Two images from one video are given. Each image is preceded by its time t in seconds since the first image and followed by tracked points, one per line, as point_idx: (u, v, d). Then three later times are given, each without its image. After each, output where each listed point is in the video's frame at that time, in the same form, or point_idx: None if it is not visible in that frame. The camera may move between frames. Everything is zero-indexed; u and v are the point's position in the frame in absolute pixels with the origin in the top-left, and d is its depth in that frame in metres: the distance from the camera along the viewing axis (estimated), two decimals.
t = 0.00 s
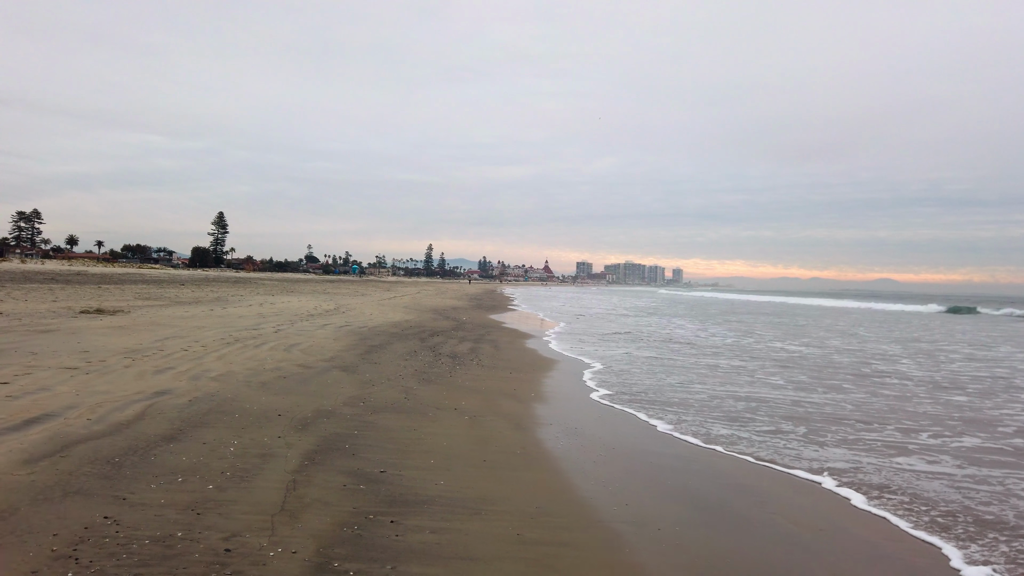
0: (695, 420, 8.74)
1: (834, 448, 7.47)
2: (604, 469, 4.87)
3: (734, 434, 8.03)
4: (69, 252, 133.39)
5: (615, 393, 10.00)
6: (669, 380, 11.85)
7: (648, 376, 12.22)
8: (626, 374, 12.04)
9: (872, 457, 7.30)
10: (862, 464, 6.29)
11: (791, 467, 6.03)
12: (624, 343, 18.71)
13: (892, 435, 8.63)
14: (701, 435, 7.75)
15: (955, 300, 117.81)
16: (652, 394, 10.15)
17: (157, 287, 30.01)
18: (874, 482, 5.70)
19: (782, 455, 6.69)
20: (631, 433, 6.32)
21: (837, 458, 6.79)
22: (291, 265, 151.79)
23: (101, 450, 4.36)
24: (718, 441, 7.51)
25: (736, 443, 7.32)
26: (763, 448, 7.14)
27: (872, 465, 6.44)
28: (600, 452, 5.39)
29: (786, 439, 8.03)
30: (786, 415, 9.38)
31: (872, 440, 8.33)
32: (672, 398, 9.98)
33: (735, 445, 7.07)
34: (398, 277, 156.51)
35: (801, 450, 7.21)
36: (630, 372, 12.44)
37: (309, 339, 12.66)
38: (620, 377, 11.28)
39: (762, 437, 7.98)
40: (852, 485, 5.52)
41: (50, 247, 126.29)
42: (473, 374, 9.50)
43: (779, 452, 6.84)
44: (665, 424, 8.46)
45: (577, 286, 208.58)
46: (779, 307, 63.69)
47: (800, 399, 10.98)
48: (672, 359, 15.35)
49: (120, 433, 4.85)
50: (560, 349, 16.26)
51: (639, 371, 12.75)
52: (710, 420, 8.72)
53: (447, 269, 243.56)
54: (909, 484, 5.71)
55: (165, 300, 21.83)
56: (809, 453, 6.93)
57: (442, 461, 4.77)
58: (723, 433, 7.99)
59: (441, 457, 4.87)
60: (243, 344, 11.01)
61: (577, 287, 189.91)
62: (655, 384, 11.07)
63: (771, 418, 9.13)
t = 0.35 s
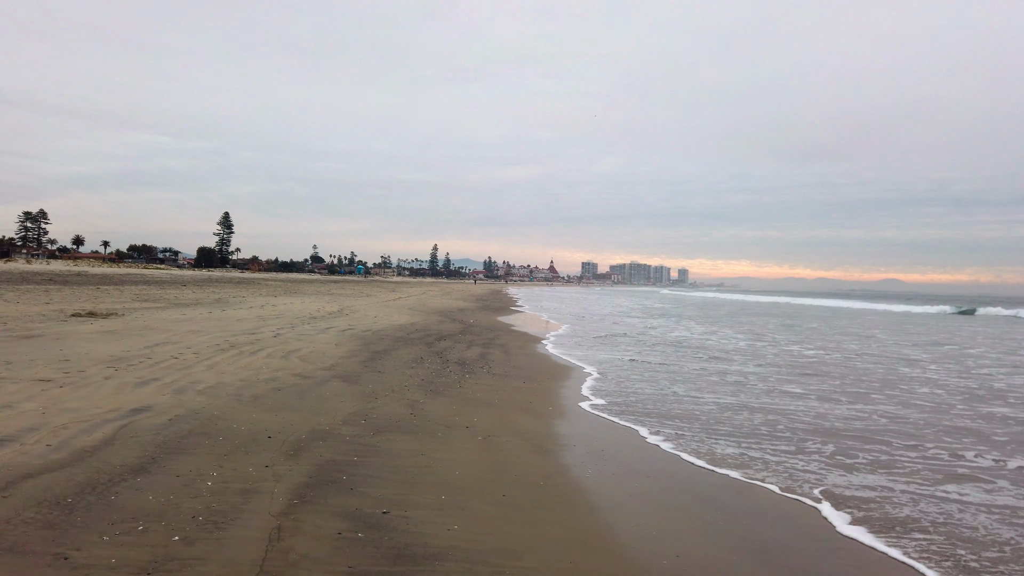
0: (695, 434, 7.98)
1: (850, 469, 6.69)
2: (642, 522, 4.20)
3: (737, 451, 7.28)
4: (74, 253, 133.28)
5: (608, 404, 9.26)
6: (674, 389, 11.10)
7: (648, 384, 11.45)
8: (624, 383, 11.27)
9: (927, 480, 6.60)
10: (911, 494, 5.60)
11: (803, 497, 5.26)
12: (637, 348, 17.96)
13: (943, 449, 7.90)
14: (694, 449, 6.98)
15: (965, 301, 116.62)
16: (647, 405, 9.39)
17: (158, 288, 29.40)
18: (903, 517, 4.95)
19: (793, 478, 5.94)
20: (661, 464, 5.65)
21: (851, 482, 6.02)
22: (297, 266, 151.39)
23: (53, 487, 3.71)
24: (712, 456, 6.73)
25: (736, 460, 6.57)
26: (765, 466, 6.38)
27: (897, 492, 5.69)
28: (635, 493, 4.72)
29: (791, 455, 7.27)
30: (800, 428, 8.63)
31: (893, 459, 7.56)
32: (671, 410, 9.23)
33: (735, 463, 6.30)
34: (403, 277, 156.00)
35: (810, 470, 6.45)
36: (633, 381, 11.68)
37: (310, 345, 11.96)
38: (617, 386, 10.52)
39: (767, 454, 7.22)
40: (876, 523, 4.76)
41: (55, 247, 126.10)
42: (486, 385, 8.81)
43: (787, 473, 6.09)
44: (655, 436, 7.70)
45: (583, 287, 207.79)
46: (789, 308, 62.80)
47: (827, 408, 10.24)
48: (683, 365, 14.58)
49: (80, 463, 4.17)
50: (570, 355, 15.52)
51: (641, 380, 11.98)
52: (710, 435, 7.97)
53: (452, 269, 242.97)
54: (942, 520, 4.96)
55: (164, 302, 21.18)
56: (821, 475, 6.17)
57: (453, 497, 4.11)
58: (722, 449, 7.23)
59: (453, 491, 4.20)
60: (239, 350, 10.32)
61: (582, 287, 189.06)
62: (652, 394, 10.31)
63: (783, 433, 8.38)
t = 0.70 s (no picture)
0: (710, 448, 7.23)
1: (896, 491, 5.96)
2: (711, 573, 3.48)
3: (767, 468, 6.55)
4: (81, 253, 133.20)
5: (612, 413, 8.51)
6: (695, 398, 10.38)
7: (657, 393, 10.70)
8: (630, 391, 10.52)
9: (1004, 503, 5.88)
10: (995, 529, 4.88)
11: (849, 532, 4.51)
12: (653, 352, 17.25)
13: (1010, 463, 7.17)
14: (709, 466, 6.22)
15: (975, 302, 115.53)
16: (654, 415, 8.64)
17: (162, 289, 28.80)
18: (969, 558, 4.21)
19: (830, 508, 5.17)
20: (701, 490, 4.94)
21: (896, 511, 5.27)
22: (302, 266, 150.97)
23: None
24: (731, 474, 5.96)
25: (759, 481, 5.81)
26: (795, 491, 5.61)
27: (958, 527, 4.95)
28: (691, 533, 4.02)
29: (820, 471, 6.49)
30: (842, 439, 7.91)
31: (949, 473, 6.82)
32: (681, 421, 8.46)
33: (762, 487, 5.55)
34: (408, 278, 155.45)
35: (847, 495, 5.68)
36: (648, 389, 10.96)
37: (314, 349, 11.28)
38: (621, 394, 9.75)
39: (790, 472, 6.43)
40: (936, 565, 4.04)
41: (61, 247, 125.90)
42: (505, 395, 8.13)
43: (835, 501, 5.36)
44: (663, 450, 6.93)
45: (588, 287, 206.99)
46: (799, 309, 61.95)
47: (869, 412, 9.52)
48: (702, 371, 13.87)
49: (38, 501, 3.49)
50: (582, 360, 14.81)
51: (650, 388, 11.23)
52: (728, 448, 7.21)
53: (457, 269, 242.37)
54: (1015, 562, 4.22)
55: (166, 303, 20.60)
56: (861, 503, 5.41)
57: (484, 543, 3.43)
58: (740, 464, 6.45)
59: (484, 535, 3.52)
60: (239, 356, 9.65)
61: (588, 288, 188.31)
62: (658, 403, 9.54)
63: (831, 445, 7.66)
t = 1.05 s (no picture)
0: (736, 464, 6.45)
1: (976, 520, 5.18)
2: None
3: (826, 489, 5.81)
4: (87, 253, 132.92)
5: (624, 423, 7.72)
6: (723, 408, 9.64)
7: (688, 402, 9.98)
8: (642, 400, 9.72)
9: None
10: None
11: None
12: (672, 356, 16.52)
13: None
14: (742, 492, 5.43)
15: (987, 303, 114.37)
16: (670, 426, 7.85)
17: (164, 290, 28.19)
18: None
19: (891, 550, 4.41)
20: (754, 534, 4.19)
21: (969, 554, 4.47)
22: (307, 267, 150.60)
23: None
24: (769, 504, 5.18)
25: (804, 515, 5.03)
26: (848, 526, 4.85)
27: None
28: None
29: (870, 497, 5.72)
30: (901, 453, 7.15)
31: None
32: (701, 433, 7.68)
33: (809, 524, 4.76)
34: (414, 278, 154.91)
35: (908, 530, 4.90)
36: (670, 399, 10.22)
37: (320, 355, 10.61)
38: (633, 403, 8.95)
39: (840, 496, 5.67)
40: None
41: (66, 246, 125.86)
42: (529, 409, 7.43)
43: (903, 542, 4.62)
44: (681, 467, 6.14)
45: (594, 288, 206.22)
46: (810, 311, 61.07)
47: (920, 422, 8.76)
48: (727, 378, 13.14)
49: None
50: (599, 366, 14.08)
51: (666, 397, 10.45)
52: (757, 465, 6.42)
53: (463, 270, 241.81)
54: None
55: (168, 305, 19.98)
56: (925, 543, 4.63)
57: None
58: (775, 489, 5.67)
59: None
60: (240, 364, 8.99)
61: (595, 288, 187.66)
62: (673, 412, 8.75)
63: (891, 459, 6.90)
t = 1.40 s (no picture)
0: (784, 489, 5.63)
1: None
2: None
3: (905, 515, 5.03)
4: (95, 253, 133.02)
5: (644, 441, 6.89)
6: (763, 420, 8.87)
7: (725, 413, 9.24)
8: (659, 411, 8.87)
9: None
10: None
11: None
12: (695, 360, 15.76)
13: None
14: (807, 530, 4.68)
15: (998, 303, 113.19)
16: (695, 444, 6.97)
17: (167, 291, 27.58)
18: None
19: None
20: None
21: None
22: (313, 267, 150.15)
23: None
24: (837, 552, 4.33)
25: (885, 565, 4.22)
26: None
27: None
28: None
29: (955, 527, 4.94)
30: (978, 470, 6.37)
31: None
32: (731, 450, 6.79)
33: None
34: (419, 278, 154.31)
35: None
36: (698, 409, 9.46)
37: (329, 364, 9.90)
38: (649, 417, 8.08)
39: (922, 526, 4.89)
40: None
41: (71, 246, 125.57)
42: (561, 427, 6.71)
43: None
44: (728, 495, 5.36)
45: (600, 288, 205.36)
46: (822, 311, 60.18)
47: (983, 433, 8.02)
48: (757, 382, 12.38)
49: None
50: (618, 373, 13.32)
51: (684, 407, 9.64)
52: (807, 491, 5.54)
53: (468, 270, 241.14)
54: None
55: (171, 308, 19.33)
56: None
57: None
58: (842, 523, 4.90)
59: None
60: (243, 374, 8.29)
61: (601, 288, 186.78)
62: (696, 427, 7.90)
63: (968, 476, 6.11)
